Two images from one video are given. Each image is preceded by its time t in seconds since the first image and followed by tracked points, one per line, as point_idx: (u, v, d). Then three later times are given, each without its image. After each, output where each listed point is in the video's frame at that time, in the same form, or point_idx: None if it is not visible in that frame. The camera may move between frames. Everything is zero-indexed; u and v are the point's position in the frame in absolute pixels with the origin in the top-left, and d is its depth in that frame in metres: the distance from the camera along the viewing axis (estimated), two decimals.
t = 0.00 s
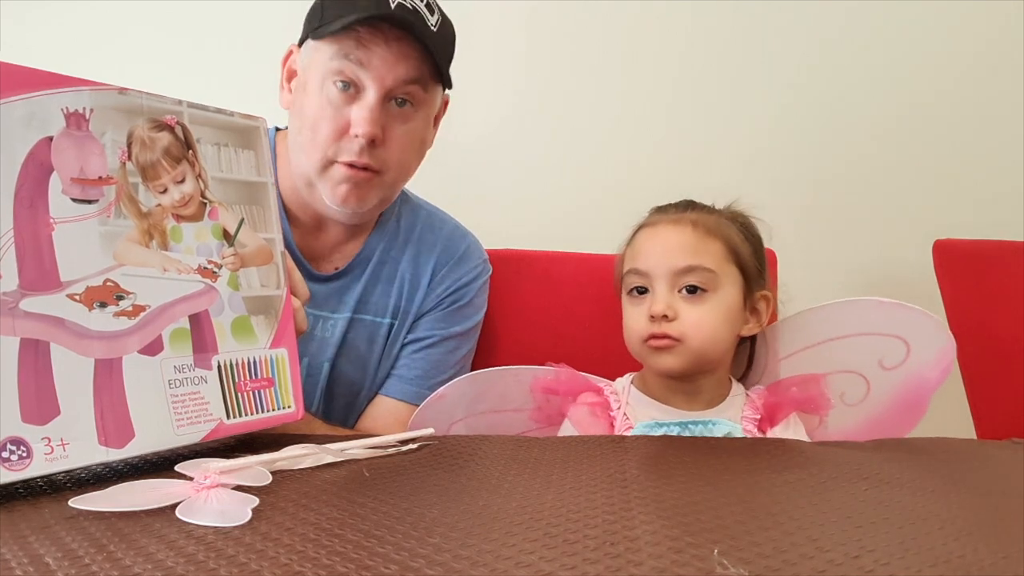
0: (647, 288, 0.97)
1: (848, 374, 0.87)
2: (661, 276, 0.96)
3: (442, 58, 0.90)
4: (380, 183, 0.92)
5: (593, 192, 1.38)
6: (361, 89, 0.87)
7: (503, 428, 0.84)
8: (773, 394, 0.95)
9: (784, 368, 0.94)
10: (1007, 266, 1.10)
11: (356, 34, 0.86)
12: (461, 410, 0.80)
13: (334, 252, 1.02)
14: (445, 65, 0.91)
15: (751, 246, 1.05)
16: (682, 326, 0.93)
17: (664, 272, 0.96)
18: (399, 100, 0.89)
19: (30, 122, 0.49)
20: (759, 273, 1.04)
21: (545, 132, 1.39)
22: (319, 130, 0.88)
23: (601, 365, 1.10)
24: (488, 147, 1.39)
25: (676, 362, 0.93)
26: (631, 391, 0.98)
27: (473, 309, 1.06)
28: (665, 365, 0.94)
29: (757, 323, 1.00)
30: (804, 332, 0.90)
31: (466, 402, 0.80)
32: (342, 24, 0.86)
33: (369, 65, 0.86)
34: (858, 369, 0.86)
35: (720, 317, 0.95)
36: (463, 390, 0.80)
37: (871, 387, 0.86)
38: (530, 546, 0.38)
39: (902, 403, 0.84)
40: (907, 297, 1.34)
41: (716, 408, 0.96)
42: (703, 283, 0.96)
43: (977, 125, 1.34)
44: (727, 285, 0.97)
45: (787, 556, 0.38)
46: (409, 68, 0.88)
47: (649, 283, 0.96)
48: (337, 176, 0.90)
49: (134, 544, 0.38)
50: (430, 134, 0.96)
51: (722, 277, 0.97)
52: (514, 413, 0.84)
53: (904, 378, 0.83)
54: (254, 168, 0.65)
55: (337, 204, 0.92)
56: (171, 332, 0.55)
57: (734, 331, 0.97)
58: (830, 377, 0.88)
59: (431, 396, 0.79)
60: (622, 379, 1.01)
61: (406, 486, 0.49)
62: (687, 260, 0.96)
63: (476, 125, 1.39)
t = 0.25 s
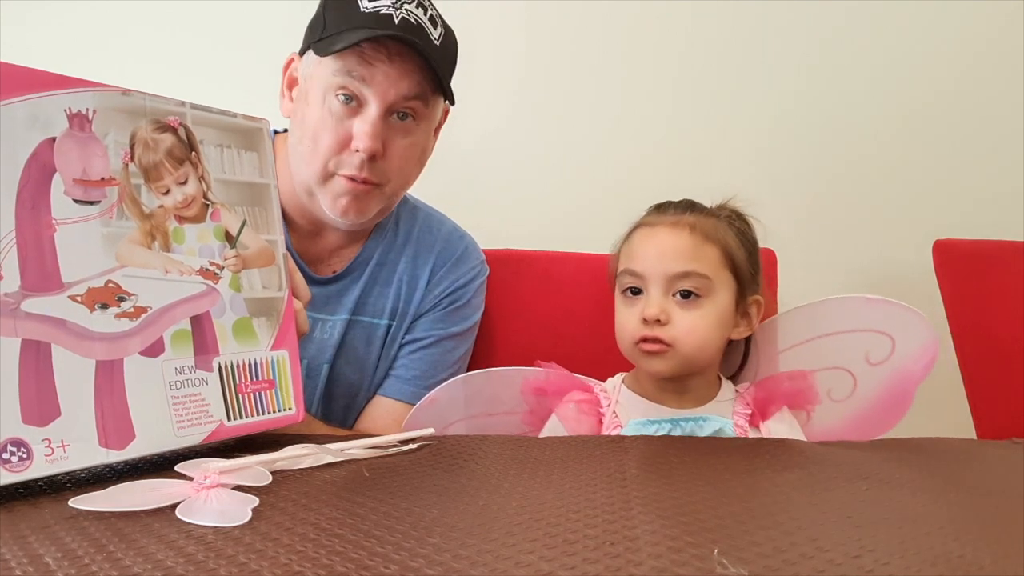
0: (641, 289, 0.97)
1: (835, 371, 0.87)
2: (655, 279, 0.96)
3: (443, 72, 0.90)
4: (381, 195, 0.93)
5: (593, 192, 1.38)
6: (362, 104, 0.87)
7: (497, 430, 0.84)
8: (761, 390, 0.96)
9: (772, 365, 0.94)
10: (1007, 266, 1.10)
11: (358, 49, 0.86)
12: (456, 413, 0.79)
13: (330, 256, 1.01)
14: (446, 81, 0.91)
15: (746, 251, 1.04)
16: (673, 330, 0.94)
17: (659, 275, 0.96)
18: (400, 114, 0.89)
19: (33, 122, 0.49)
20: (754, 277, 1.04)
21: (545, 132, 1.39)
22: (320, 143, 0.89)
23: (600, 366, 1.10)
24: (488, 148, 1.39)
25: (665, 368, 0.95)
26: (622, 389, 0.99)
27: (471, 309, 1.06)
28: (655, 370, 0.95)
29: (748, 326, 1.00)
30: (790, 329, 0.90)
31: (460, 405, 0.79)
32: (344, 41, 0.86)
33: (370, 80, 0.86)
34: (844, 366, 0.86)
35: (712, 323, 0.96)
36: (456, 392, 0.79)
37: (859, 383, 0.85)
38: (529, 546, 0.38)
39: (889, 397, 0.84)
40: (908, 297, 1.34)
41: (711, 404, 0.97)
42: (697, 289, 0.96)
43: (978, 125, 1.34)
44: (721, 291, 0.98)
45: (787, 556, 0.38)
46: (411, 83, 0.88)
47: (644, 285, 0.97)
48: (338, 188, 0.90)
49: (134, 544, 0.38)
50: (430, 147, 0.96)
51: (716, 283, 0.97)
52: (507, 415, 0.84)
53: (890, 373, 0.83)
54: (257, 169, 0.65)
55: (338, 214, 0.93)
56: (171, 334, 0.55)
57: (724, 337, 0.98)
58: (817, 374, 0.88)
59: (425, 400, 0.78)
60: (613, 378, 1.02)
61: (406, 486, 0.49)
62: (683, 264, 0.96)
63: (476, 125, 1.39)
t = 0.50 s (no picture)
0: (632, 276, 0.98)
1: (828, 365, 0.87)
2: (647, 267, 0.97)
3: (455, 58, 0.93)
4: (376, 171, 0.91)
5: (593, 192, 1.38)
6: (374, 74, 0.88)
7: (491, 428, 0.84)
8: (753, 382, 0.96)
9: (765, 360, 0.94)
10: (1007, 266, 1.10)
11: (375, 21, 0.89)
12: (449, 410, 0.80)
13: (328, 251, 1.02)
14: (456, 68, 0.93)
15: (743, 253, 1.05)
16: (659, 319, 0.94)
17: (651, 263, 0.97)
18: (408, 95, 0.90)
19: (31, 123, 0.49)
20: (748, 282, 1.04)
21: (545, 131, 1.39)
22: (325, 108, 0.88)
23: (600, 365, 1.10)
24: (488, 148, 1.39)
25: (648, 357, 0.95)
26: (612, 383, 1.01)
27: (469, 307, 1.06)
28: (638, 359, 0.96)
29: (737, 328, 1.01)
30: (785, 322, 0.90)
31: (454, 402, 0.79)
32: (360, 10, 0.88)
33: (384, 51, 0.88)
34: (837, 360, 0.86)
35: (699, 315, 0.96)
36: (448, 389, 0.79)
37: (852, 377, 0.86)
38: (529, 546, 0.38)
39: (882, 391, 0.84)
40: (908, 297, 1.34)
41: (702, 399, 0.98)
42: (688, 280, 0.96)
43: (978, 125, 1.34)
44: (711, 285, 0.98)
45: (787, 556, 0.38)
46: (423, 62, 0.90)
47: (635, 272, 0.97)
48: (335, 159, 0.89)
49: (134, 544, 0.38)
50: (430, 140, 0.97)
51: (707, 277, 0.98)
52: (500, 414, 0.85)
53: (883, 366, 0.83)
54: (252, 170, 0.65)
55: (327, 189, 0.90)
56: (169, 333, 0.55)
57: (711, 333, 0.98)
58: (810, 368, 0.88)
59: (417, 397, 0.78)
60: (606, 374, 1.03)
61: (405, 486, 0.49)
62: (676, 255, 0.97)
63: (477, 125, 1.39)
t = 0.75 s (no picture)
0: (623, 267, 0.98)
1: (831, 368, 0.86)
2: (637, 258, 0.98)
3: (454, 66, 0.93)
4: (366, 174, 0.90)
5: (592, 193, 1.38)
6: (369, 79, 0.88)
7: (486, 420, 0.85)
8: (753, 378, 0.96)
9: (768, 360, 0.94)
10: (1007, 266, 1.10)
11: (375, 27, 0.89)
12: (446, 403, 0.80)
13: (331, 253, 1.01)
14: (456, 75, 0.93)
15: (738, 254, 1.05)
16: (646, 308, 0.94)
17: (640, 256, 0.98)
18: (405, 100, 0.90)
19: (31, 122, 0.49)
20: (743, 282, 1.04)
21: (545, 131, 1.39)
22: (320, 111, 0.88)
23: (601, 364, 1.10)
24: (488, 148, 1.39)
25: (634, 343, 0.95)
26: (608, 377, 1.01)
27: (470, 308, 1.06)
28: (624, 345, 0.96)
29: (729, 327, 1.01)
30: (788, 324, 0.89)
31: (452, 396, 0.80)
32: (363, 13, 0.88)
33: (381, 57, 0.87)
34: (840, 363, 0.86)
35: (686, 308, 0.96)
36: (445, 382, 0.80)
37: (855, 380, 0.85)
38: (529, 546, 0.38)
39: (886, 394, 0.84)
40: (908, 297, 1.34)
41: (694, 395, 0.99)
42: (676, 272, 0.97)
43: (978, 125, 1.34)
44: (700, 278, 0.98)
45: (788, 556, 0.38)
46: (421, 69, 0.89)
47: (626, 263, 0.98)
48: (328, 161, 0.89)
49: (135, 544, 0.38)
50: (429, 147, 0.96)
51: (695, 270, 0.98)
52: (496, 407, 0.85)
53: (886, 370, 0.83)
54: (246, 172, 0.66)
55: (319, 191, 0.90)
56: (165, 332, 0.55)
57: (699, 326, 0.97)
58: (812, 371, 0.88)
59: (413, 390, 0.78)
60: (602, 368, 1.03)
61: (406, 486, 0.49)
62: (666, 247, 0.97)
63: (476, 126, 1.39)
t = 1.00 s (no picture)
0: (625, 267, 0.98)
1: (832, 368, 0.87)
2: (639, 258, 0.98)
3: (437, 81, 0.88)
4: (326, 185, 0.90)
5: (592, 193, 1.38)
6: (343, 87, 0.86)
7: (485, 419, 0.85)
8: (753, 377, 0.95)
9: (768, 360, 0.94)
10: (1006, 266, 1.10)
11: (360, 32, 0.87)
12: (443, 401, 0.80)
13: (327, 254, 1.00)
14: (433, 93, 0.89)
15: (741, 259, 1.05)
16: (648, 309, 0.94)
17: (643, 256, 0.98)
18: (377, 111, 0.87)
19: (31, 99, 0.49)
20: (744, 285, 1.04)
21: (545, 132, 1.39)
22: (296, 115, 0.89)
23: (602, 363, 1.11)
24: (488, 148, 1.39)
25: (635, 344, 0.95)
26: (609, 376, 1.01)
27: (469, 308, 1.06)
28: (625, 346, 0.95)
29: (732, 329, 1.02)
30: (790, 324, 0.89)
31: (449, 394, 0.80)
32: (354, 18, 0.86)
33: (357, 64, 0.86)
34: (842, 363, 0.86)
35: (688, 309, 0.96)
36: (442, 380, 0.80)
37: (857, 379, 0.85)
38: (530, 546, 0.38)
39: (887, 393, 0.83)
40: (909, 298, 1.34)
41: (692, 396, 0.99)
42: (678, 273, 0.97)
43: (978, 126, 1.34)
44: (702, 280, 0.98)
45: (789, 557, 0.38)
46: (396, 80, 0.86)
47: (628, 263, 0.98)
48: (296, 165, 0.90)
49: (135, 544, 0.38)
50: (409, 159, 0.94)
51: (698, 272, 0.98)
52: (495, 405, 0.85)
53: (888, 371, 0.83)
54: (199, 167, 0.68)
55: (289, 195, 0.92)
56: (146, 314, 0.56)
57: (700, 327, 0.97)
58: (814, 371, 0.88)
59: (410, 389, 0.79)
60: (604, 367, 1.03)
61: (406, 487, 0.49)
62: (668, 249, 0.97)
63: (476, 126, 1.39)
